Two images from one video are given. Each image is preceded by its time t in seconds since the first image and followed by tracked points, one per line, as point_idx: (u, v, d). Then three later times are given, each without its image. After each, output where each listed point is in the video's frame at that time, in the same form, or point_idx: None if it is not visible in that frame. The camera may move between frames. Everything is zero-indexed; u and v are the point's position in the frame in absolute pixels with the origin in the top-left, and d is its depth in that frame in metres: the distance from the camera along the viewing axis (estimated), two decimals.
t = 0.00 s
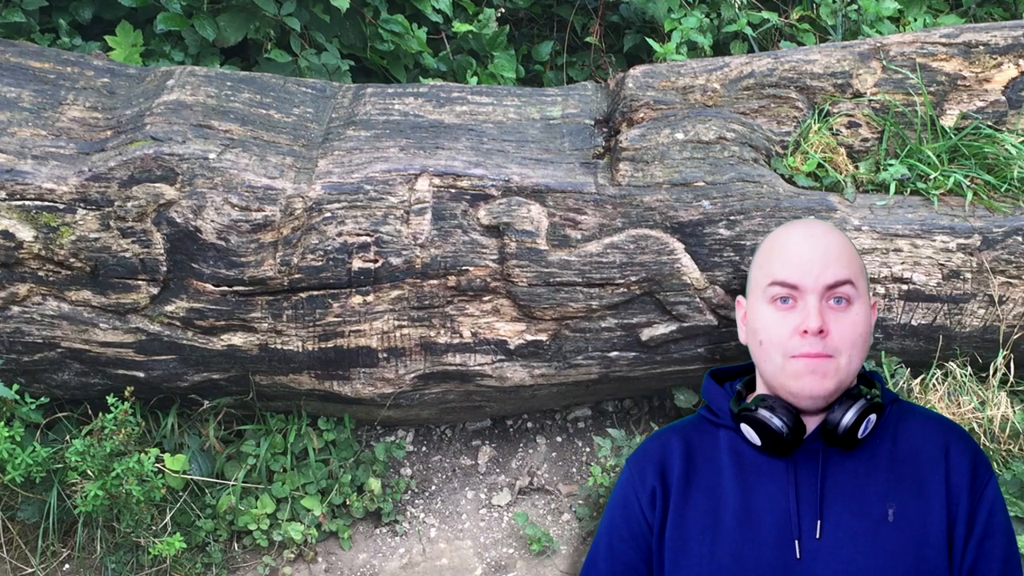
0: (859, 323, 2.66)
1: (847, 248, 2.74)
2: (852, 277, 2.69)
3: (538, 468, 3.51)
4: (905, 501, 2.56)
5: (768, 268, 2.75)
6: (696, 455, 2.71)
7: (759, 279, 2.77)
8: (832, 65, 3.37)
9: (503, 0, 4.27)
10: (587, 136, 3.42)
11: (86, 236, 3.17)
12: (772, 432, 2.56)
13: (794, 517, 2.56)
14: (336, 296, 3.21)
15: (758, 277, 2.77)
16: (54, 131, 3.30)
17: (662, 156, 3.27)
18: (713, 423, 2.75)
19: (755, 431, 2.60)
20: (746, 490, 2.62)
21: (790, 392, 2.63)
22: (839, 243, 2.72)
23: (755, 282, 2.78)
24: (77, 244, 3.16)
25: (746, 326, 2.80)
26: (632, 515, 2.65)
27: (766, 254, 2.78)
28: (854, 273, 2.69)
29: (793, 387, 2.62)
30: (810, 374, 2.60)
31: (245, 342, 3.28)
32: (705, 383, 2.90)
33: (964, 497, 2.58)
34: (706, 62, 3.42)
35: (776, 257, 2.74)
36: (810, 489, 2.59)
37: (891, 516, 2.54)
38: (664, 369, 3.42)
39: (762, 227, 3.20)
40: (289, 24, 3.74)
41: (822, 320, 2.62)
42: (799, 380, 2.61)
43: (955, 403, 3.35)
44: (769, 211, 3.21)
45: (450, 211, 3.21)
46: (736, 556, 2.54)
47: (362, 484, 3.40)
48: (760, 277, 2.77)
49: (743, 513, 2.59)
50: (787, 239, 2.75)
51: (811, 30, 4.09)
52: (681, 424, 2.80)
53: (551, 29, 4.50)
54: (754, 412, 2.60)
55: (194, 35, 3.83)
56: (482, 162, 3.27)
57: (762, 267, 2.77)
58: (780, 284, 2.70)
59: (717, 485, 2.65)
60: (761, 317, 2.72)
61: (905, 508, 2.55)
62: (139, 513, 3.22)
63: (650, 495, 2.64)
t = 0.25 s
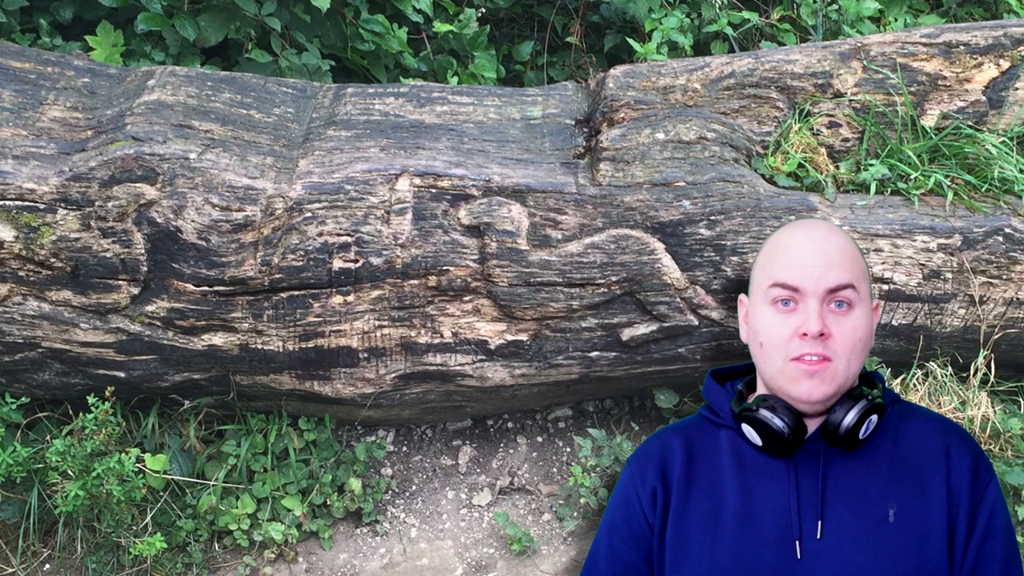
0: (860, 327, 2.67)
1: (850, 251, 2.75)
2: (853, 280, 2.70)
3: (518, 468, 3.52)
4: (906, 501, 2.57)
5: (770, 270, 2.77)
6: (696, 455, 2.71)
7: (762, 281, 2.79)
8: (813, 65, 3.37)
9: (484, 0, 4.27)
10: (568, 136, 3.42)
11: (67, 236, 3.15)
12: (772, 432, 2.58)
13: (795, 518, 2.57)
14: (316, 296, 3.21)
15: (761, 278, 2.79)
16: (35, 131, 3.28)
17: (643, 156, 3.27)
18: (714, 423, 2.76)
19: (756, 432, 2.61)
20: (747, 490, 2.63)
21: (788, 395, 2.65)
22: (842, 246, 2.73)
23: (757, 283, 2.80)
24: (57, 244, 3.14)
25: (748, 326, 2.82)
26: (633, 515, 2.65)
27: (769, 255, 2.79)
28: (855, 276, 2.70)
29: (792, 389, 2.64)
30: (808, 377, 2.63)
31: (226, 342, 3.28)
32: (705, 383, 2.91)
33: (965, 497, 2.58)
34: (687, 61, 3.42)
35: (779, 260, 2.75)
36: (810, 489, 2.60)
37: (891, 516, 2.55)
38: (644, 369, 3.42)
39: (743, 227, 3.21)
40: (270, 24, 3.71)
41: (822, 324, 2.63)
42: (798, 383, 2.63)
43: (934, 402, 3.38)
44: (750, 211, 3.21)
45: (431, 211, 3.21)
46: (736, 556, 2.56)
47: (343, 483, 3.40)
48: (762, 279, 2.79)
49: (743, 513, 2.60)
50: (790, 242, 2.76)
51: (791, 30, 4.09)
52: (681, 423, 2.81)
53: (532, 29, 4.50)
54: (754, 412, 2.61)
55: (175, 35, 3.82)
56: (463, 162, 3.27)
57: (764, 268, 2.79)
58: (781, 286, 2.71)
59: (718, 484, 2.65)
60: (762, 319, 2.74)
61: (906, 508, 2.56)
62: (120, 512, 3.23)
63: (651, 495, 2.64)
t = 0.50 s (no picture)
0: (867, 323, 2.68)
1: (859, 248, 2.78)
2: (863, 275, 2.73)
3: (498, 468, 3.52)
4: (907, 504, 2.56)
5: (781, 261, 2.79)
6: (696, 457, 2.71)
7: (771, 273, 2.80)
8: (793, 65, 3.37)
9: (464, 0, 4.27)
10: (548, 136, 3.43)
11: (47, 236, 3.15)
12: (773, 434, 2.56)
13: (795, 520, 2.56)
14: (296, 296, 3.21)
15: (770, 271, 2.80)
16: (15, 131, 3.27)
17: (623, 156, 3.27)
18: (714, 423, 2.75)
19: (757, 433, 2.61)
20: (747, 492, 2.62)
21: (795, 385, 2.64)
22: (852, 242, 2.76)
23: (767, 275, 2.82)
24: (37, 244, 3.14)
25: (754, 320, 2.83)
26: (632, 518, 2.64)
27: (779, 249, 2.82)
28: (865, 272, 2.73)
29: (798, 379, 2.63)
30: (815, 367, 2.62)
31: (207, 342, 3.28)
32: (705, 383, 2.92)
33: (966, 503, 2.58)
34: (667, 62, 3.42)
35: (789, 252, 2.78)
36: (811, 491, 2.60)
37: (893, 520, 2.55)
38: (625, 369, 3.42)
39: (723, 227, 3.21)
40: (250, 24, 3.73)
41: (832, 315, 2.64)
42: (804, 374, 2.62)
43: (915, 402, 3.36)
44: (730, 211, 3.21)
45: (411, 211, 3.21)
46: (736, 559, 2.55)
47: (323, 484, 3.40)
48: (773, 270, 2.80)
49: (744, 515, 2.59)
50: (801, 236, 2.80)
51: (772, 30, 4.09)
52: (681, 424, 2.81)
53: (512, 29, 4.50)
54: (755, 415, 2.60)
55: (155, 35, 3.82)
56: (443, 162, 3.27)
57: (774, 261, 2.81)
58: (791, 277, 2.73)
59: (718, 486, 2.65)
60: (771, 310, 2.74)
61: (907, 512, 2.56)
62: (99, 512, 3.23)
63: (650, 499, 2.64)
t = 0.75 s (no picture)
0: (866, 326, 2.81)
1: (857, 251, 2.91)
2: (861, 279, 2.86)
3: (478, 468, 3.53)
4: (907, 505, 2.72)
5: (779, 267, 2.91)
6: (693, 458, 2.86)
7: (770, 278, 2.92)
8: (773, 65, 3.36)
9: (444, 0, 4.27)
10: (528, 136, 3.42)
11: (27, 236, 3.14)
12: (775, 436, 2.70)
13: (799, 522, 2.70)
14: (277, 296, 3.21)
15: (769, 275, 2.92)
16: None
17: (603, 156, 3.27)
18: (714, 424, 2.90)
19: (758, 434, 2.74)
20: (748, 494, 2.76)
21: (796, 390, 2.77)
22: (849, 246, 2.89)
23: (764, 281, 2.93)
24: (17, 244, 3.14)
25: (754, 323, 2.95)
26: (630, 518, 2.81)
27: (777, 253, 2.94)
28: (862, 275, 2.86)
29: (800, 385, 2.76)
30: (817, 373, 2.75)
31: (187, 342, 3.27)
32: (705, 383, 3.06)
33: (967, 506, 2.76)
34: (647, 62, 3.42)
35: (787, 257, 2.90)
36: (815, 494, 2.73)
37: (895, 521, 2.70)
38: (605, 369, 3.41)
39: (703, 227, 3.21)
40: (231, 24, 3.72)
41: (832, 321, 2.77)
42: (807, 378, 2.75)
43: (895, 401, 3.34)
44: (710, 211, 3.21)
45: (391, 211, 3.21)
46: (737, 559, 2.69)
47: (303, 483, 3.40)
48: (771, 276, 2.92)
49: (745, 516, 2.73)
50: (800, 239, 2.92)
51: (751, 30, 4.09)
52: (681, 426, 2.96)
53: (492, 29, 4.50)
54: (756, 416, 2.73)
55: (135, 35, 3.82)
56: (423, 162, 3.27)
57: (772, 265, 2.93)
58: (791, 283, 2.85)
59: (717, 488, 2.79)
60: (771, 316, 2.87)
61: (908, 513, 2.71)
62: (80, 512, 3.22)
63: (642, 504, 2.82)
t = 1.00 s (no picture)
0: (863, 336, 2.58)
1: (850, 254, 2.65)
2: (856, 286, 2.60)
3: (458, 468, 3.53)
4: (910, 506, 2.53)
5: (767, 279, 2.67)
6: (692, 458, 2.64)
7: (757, 291, 2.69)
8: (752, 65, 3.37)
9: None
10: (508, 136, 3.43)
11: (6, 236, 3.14)
12: (775, 438, 2.50)
13: (800, 524, 2.50)
14: (256, 296, 3.21)
15: (758, 287, 2.69)
16: None
17: (583, 156, 3.27)
18: (714, 424, 2.68)
19: (757, 436, 2.54)
20: (749, 494, 2.56)
21: (793, 408, 2.57)
22: (839, 250, 2.63)
23: (755, 293, 2.70)
24: None
25: (746, 336, 2.74)
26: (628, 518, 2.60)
27: (765, 262, 2.69)
28: (856, 281, 2.60)
29: (796, 403, 2.56)
30: (814, 390, 2.54)
31: (166, 342, 3.26)
32: (706, 382, 2.84)
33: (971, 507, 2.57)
34: (627, 62, 3.42)
35: (775, 269, 2.66)
36: (815, 494, 2.54)
37: (897, 522, 2.51)
38: (585, 369, 3.41)
39: (682, 227, 3.21)
40: (210, 24, 3.72)
41: (825, 336, 2.54)
42: (802, 398, 2.54)
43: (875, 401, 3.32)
44: (690, 211, 3.22)
45: (370, 211, 3.21)
46: (738, 559, 2.51)
47: (283, 483, 3.40)
48: (761, 289, 2.68)
49: (745, 516, 2.54)
50: (786, 247, 2.66)
51: (731, 30, 4.10)
52: (680, 425, 2.73)
53: (472, 29, 4.50)
54: (756, 419, 2.54)
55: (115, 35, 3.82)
56: (403, 162, 3.27)
57: (760, 276, 2.69)
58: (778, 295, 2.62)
59: (718, 488, 2.58)
60: (762, 332, 2.64)
61: (911, 514, 2.52)
62: (59, 512, 3.21)
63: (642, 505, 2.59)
